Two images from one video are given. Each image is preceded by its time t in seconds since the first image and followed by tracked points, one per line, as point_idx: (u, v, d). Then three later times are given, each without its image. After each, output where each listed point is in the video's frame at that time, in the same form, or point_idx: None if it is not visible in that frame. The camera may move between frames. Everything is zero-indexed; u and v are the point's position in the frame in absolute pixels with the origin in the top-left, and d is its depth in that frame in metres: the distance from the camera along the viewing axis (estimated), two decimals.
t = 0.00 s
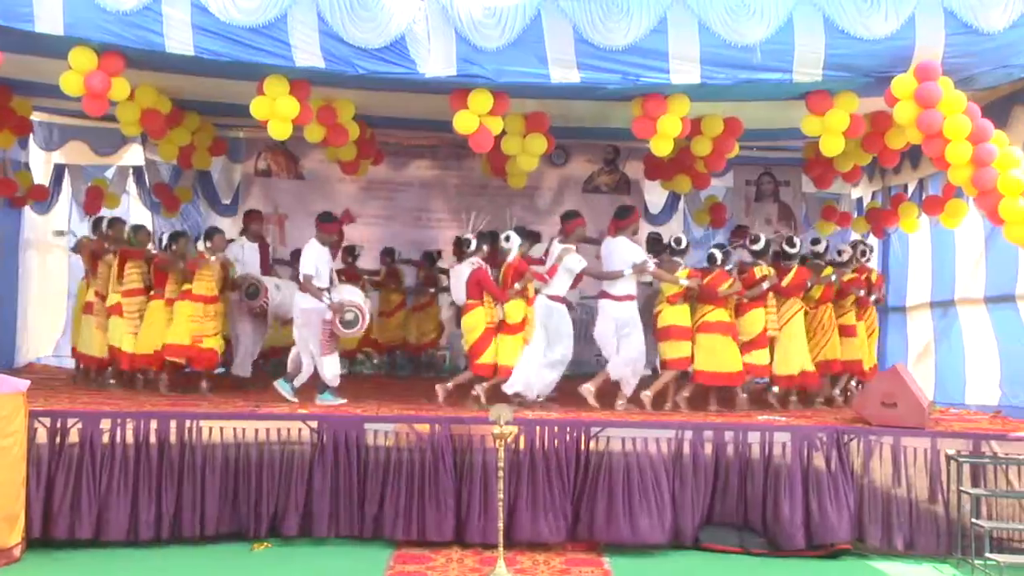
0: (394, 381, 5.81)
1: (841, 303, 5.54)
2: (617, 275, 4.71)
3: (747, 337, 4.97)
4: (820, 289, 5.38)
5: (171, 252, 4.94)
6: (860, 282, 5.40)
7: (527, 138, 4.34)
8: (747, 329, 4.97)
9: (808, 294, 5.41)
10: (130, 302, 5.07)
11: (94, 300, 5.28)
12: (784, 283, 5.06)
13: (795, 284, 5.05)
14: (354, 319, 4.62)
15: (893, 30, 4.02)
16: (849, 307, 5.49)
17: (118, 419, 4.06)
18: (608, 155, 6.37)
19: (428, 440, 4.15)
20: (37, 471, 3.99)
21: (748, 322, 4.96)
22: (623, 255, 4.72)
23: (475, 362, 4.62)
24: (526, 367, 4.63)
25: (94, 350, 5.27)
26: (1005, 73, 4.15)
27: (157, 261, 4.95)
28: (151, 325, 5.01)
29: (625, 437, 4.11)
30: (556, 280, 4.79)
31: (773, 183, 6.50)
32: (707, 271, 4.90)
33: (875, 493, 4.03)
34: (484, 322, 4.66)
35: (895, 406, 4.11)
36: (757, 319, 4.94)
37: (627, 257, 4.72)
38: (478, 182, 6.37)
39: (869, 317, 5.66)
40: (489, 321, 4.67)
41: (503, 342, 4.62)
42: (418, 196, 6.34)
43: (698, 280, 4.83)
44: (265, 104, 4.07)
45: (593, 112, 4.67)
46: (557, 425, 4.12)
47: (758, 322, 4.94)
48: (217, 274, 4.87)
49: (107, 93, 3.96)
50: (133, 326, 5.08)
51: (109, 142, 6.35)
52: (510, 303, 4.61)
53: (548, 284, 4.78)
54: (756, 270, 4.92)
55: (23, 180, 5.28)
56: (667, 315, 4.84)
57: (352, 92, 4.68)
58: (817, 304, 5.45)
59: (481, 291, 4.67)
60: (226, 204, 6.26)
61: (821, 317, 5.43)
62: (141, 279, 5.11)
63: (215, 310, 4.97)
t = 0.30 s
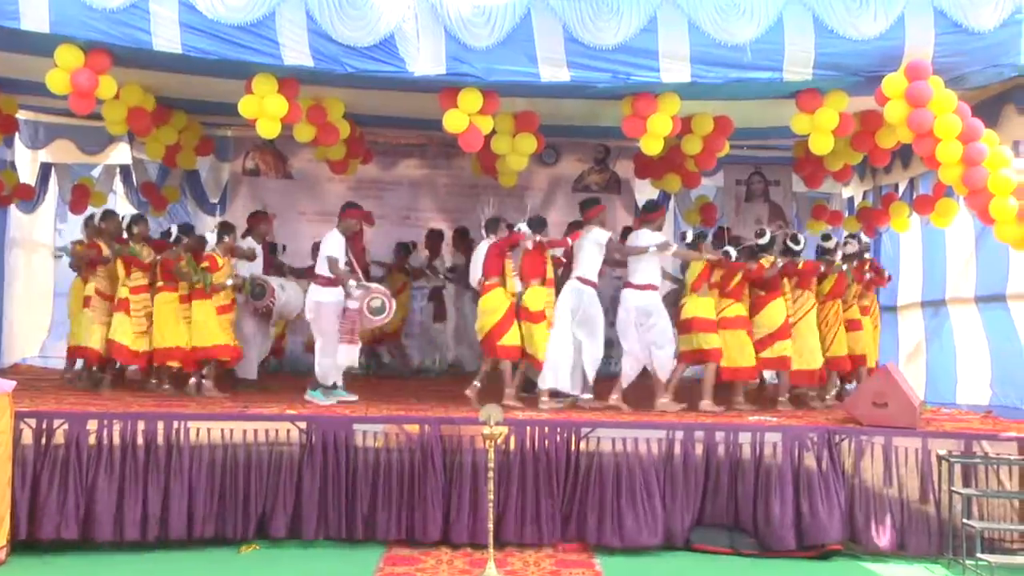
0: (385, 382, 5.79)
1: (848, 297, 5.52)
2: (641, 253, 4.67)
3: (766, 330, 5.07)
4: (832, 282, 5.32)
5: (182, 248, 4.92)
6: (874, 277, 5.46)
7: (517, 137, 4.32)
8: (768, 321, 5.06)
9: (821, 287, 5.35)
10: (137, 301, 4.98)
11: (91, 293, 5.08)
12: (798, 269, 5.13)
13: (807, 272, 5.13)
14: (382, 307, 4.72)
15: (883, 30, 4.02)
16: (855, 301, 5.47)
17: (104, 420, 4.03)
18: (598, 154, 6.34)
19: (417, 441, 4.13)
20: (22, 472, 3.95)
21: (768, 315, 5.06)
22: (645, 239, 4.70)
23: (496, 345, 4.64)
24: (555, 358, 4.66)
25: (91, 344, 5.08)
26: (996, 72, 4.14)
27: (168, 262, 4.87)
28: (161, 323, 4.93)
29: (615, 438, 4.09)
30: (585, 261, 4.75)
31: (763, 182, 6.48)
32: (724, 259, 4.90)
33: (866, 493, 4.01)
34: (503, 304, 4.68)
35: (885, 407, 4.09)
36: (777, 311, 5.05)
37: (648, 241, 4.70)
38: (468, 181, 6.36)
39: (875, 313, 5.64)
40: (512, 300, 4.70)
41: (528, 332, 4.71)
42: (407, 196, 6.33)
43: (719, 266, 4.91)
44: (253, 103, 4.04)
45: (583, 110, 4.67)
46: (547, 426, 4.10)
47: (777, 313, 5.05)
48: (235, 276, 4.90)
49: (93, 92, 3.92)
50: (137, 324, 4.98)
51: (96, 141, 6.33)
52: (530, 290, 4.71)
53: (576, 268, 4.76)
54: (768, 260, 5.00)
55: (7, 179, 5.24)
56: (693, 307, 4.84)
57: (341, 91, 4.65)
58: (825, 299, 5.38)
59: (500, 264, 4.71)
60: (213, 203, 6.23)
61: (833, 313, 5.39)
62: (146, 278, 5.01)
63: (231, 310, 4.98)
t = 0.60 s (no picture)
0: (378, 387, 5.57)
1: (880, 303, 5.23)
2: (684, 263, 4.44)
3: (806, 338, 4.84)
4: (867, 290, 5.10)
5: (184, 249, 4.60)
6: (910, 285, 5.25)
7: (514, 129, 4.11)
8: (806, 329, 4.84)
9: (858, 296, 5.09)
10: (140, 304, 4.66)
11: (78, 301, 4.73)
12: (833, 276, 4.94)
13: (841, 279, 4.94)
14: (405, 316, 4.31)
15: (900, 17, 3.80)
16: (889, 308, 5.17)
17: (77, 428, 3.79)
18: (600, 147, 6.13)
19: (410, 450, 3.92)
20: None
21: (807, 322, 4.84)
22: (686, 249, 4.51)
23: (523, 355, 4.40)
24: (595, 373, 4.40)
25: (85, 357, 4.74)
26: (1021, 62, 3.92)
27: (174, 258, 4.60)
28: (162, 330, 4.55)
29: (618, 446, 3.88)
30: (620, 272, 4.51)
31: (774, 177, 6.26)
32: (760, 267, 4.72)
33: (885, 506, 3.80)
34: (532, 312, 4.43)
35: (905, 414, 3.87)
36: (815, 317, 4.84)
37: (687, 250, 4.51)
38: (462, 176, 6.18)
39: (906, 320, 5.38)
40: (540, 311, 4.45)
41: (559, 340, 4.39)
42: (400, 193, 6.14)
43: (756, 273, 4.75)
44: (238, 93, 3.82)
45: (583, 100, 4.46)
46: (546, 435, 3.87)
47: (816, 319, 4.84)
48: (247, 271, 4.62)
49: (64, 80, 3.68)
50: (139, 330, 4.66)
51: (68, 133, 6.08)
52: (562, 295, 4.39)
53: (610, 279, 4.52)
54: (803, 266, 4.93)
55: None
56: (737, 319, 4.61)
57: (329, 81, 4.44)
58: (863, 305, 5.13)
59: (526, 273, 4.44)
60: (194, 198, 5.97)
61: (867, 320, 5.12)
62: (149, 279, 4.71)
63: (237, 311, 4.64)
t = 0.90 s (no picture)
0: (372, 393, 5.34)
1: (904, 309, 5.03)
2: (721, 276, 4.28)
3: (835, 344, 4.65)
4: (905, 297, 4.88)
5: (191, 253, 4.37)
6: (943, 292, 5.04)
7: (513, 120, 3.89)
8: (835, 335, 4.65)
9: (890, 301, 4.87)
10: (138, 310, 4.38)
11: (70, 303, 4.50)
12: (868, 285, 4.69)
13: (875, 288, 4.67)
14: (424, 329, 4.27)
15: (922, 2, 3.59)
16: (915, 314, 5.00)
17: (49, 437, 3.56)
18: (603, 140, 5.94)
19: (403, 460, 3.69)
20: None
21: (836, 328, 4.65)
22: (726, 257, 4.33)
23: (548, 370, 4.19)
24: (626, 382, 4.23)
25: (70, 365, 4.49)
26: None
27: (185, 265, 4.35)
28: (164, 342, 4.33)
29: (623, 455, 3.66)
30: (653, 284, 4.30)
31: (789, 171, 6.06)
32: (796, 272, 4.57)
33: (907, 521, 3.58)
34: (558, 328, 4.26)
35: (927, 422, 3.68)
36: (845, 324, 4.64)
37: (728, 258, 4.33)
38: (458, 170, 5.94)
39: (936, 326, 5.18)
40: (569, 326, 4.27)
41: (593, 351, 4.22)
42: (393, 187, 5.91)
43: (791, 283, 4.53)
44: (218, 81, 3.60)
45: (585, 89, 4.24)
46: (547, 443, 3.63)
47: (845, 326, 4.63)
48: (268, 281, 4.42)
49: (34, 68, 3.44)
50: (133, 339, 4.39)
51: (38, 124, 5.54)
52: (601, 307, 4.24)
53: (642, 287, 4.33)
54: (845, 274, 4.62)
55: None
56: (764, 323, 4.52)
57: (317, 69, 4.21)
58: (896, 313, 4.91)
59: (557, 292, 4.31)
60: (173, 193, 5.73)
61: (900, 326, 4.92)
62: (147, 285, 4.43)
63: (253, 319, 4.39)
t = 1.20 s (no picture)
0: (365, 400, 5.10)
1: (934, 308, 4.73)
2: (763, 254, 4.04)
3: (880, 342, 4.46)
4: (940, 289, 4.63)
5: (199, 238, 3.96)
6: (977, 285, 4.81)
7: (513, 110, 3.66)
8: (884, 331, 4.44)
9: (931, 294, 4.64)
10: (144, 307, 3.98)
11: (72, 297, 4.12)
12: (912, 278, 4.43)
13: (919, 278, 4.41)
14: (461, 319, 4.19)
15: None
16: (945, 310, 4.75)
17: (15, 449, 3.30)
18: (610, 131, 5.63)
19: (395, 472, 3.45)
20: None
21: (882, 325, 4.45)
22: (770, 239, 4.07)
23: (592, 363, 3.91)
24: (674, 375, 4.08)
25: (78, 361, 4.12)
26: None
27: (193, 254, 3.92)
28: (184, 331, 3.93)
29: (630, 468, 3.42)
30: (704, 264, 4.10)
31: (808, 164, 5.65)
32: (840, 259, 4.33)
33: (935, 536, 3.35)
34: (602, 314, 3.94)
35: (957, 432, 3.48)
36: (894, 320, 4.44)
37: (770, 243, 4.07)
38: (454, 162, 5.53)
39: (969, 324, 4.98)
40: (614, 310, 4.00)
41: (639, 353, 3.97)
42: (385, 179, 5.52)
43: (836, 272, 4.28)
44: (198, 68, 3.33)
45: (590, 73, 3.94)
46: (549, 455, 3.39)
47: (894, 323, 4.44)
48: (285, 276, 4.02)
49: None
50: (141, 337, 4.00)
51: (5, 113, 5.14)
52: (640, 303, 4.00)
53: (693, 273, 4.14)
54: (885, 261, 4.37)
55: None
56: (810, 317, 4.26)
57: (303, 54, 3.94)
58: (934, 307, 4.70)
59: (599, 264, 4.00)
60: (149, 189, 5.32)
61: (939, 323, 4.72)
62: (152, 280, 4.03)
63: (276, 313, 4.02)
